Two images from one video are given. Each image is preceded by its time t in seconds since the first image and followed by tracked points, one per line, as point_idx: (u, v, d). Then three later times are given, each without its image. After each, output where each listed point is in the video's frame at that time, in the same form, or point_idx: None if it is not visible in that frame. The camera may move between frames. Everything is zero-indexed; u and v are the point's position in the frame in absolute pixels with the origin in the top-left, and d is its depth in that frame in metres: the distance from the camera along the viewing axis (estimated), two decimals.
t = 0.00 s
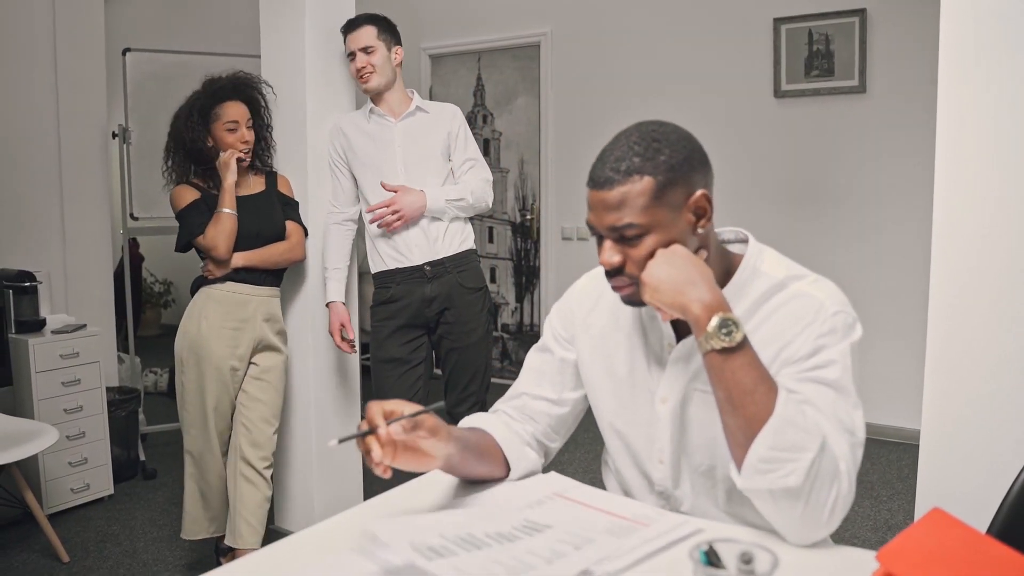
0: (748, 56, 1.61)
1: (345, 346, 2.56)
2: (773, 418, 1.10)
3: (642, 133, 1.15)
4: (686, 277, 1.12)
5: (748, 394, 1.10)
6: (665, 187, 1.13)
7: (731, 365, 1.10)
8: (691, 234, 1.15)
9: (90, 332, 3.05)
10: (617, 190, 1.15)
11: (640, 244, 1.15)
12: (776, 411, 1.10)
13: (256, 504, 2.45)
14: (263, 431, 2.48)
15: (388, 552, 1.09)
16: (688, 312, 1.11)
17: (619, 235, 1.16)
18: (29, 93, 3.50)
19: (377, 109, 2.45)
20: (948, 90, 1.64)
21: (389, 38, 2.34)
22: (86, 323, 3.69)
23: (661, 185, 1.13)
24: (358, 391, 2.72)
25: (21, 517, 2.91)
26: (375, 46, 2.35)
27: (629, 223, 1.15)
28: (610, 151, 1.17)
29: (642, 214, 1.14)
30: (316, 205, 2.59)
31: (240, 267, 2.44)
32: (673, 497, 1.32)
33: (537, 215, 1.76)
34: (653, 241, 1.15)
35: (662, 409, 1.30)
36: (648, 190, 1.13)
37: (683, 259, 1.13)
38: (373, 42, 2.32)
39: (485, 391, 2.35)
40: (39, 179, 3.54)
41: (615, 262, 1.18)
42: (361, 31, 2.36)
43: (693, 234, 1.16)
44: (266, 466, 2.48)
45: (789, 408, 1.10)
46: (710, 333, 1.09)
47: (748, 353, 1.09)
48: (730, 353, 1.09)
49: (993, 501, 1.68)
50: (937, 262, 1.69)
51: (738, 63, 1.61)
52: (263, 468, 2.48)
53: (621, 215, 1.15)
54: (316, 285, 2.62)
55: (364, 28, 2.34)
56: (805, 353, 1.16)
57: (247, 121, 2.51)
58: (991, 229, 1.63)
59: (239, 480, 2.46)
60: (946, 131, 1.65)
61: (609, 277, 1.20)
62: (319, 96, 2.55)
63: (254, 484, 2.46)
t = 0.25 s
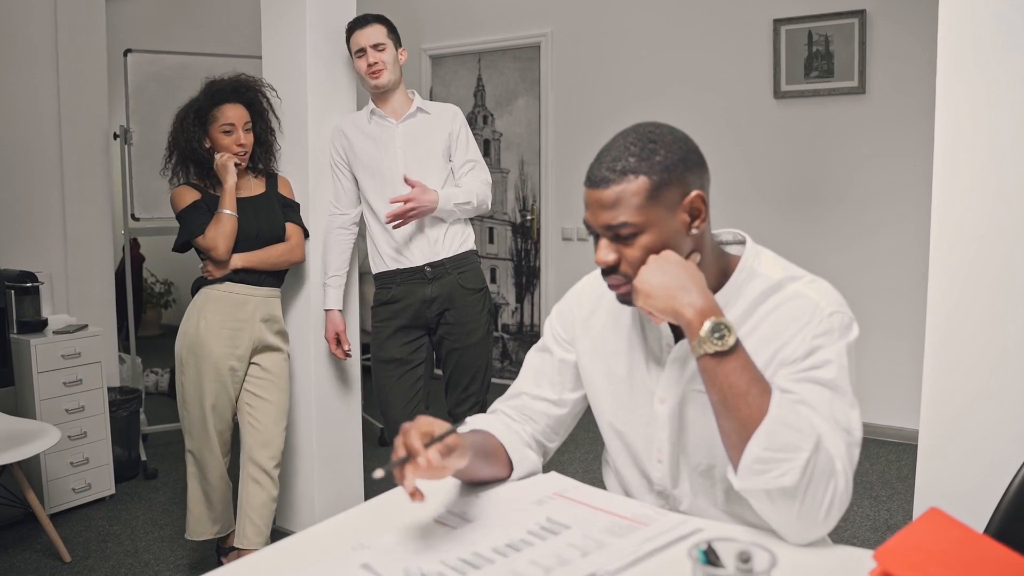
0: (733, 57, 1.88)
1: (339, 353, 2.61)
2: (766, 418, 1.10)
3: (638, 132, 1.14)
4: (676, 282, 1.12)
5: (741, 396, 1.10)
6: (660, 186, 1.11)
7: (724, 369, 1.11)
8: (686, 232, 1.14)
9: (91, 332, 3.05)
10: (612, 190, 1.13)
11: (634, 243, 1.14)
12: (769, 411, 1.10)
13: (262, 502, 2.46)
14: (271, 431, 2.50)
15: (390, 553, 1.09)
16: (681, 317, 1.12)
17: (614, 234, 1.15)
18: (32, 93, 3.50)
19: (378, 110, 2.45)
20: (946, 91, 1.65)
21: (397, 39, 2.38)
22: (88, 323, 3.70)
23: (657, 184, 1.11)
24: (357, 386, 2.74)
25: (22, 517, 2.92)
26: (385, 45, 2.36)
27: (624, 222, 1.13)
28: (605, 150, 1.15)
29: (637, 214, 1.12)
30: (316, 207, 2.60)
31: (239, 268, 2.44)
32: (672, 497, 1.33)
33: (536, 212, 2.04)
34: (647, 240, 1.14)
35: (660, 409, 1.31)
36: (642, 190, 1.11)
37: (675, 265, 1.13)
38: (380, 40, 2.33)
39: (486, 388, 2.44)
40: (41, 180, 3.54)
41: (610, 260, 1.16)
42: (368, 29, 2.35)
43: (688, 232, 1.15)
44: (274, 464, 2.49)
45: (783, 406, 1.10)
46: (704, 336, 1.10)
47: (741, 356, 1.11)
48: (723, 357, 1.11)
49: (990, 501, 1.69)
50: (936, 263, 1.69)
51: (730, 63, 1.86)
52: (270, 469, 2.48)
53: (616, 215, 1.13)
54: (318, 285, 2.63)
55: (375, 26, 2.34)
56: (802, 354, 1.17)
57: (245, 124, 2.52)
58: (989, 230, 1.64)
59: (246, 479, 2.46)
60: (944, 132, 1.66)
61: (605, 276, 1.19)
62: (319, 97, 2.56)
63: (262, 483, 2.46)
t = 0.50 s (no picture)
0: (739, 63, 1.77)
1: (337, 354, 2.61)
2: (761, 419, 1.10)
3: (634, 132, 1.16)
4: (670, 288, 1.14)
5: (736, 397, 1.11)
6: (655, 182, 1.13)
7: (719, 372, 1.11)
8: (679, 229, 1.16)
9: (93, 332, 3.06)
10: (609, 185, 1.14)
11: (630, 238, 1.15)
12: (764, 411, 1.11)
13: (265, 502, 2.46)
14: (272, 430, 2.50)
15: (389, 554, 1.09)
16: (675, 321, 1.13)
17: (610, 229, 1.16)
18: (33, 93, 3.51)
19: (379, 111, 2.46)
20: (946, 92, 1.66)
21: (400, 40, 2.42)
22: (90, 323, 3.71)
23: (651, 180, 1.13)
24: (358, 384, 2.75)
25: (24, 516, 2.93)
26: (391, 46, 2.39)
27: (620, 217, 1.15)
28: (601, 148, 1.17)
29: (632, 209, 1.14)
30: (317, 208, 2.61)
31: (239, 268, 2.44)
32: (671, 495, 1.34)
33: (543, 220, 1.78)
34: (643, 235, 1.15)
35: (659, 408, 1.32)
36: (638, 185, 1.13)
37: (666, 276, 1.14)
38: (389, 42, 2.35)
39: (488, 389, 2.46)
40: (43, 180, 3.55)
41: (606, 255, 1.18)
42: (374, 29, 2.37)
43: (681, 229, 1.16)
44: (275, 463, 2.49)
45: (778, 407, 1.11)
46: (699, 341, 1.11)
47: (735, 359, 1.11)
48: (718, 360, 1.11)
49: (989, 500, 1.69)
50: (934, 263, 1.70)
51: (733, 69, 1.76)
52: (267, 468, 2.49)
53: (612, 210, 1.15)
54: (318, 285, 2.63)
55: (382, 26, 2.37)
56: (800, 353, 1.18)
57: (247, 127, 2.51)
58: (988, 231, 1.65)
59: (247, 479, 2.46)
60: (943, 133, 1.67)
61: (601, 271, 1.20)
62: (320, 98, 2.57)
63: (264, 483, 2.46)
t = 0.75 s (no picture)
0: (747, 59, 1.62)
1: (342, 349, 2.57)
2: (761, 422, 1.15)
3: (633, 129, 1.17)
4: (663, 300, 1.17)
5: (736, 401, 1.15)
6: (652, 175, 1.14)
7: (717, 377, 1.15)
8: (676, 222, 1.15)
9: (95, 333, 3.07)
10: (607, 179, 1.16)
11: (627, 231, 1.16)
12: (763, 414, 1.15)
13: (266, 501, 2.47)
14: (272, 431, 2.51)
15: (392, 555, 1.10)
16: (672, 333, 1.17)
17: (608, 222, 1.17)
18: (35, 95, 3.52)
19: (380, 112, 2.47)
20: (944, 93, 1.66)
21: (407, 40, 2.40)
22: (92, 323, 3.72)
23: (648, 173, 1.14)
24: (359, 392, 2.75)
25: (27, 516, 2.94)
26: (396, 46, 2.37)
27: (618, 210, 1.16)
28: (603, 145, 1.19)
29: (629, 201, 1.15)
30: (317, 209, 2.63)
31: (238, 268, 2.45)
32: (670, 491, 1.35)
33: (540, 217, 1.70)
34: (640, 228, 1.16)
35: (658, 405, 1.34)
36: (634, 178, 1.14)
37: (658, 288, 1.17)
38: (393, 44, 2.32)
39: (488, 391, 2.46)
40: (46, 182, 3.56)
41: (604, 248, 1.18)
42: (380, 29, 2.35)
43: (679, 222, 1.16)
44: (274, 463, 2.50)
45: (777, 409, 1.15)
46: (696, 349, 1.14)
47: (732, 363, 1.15)
48: (714, 367, 1.15)
49: (989, 500, 1.70)
50: (932, 263, 1.71)
51: (737, 66, 1.62)
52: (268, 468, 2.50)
53: (610, 204, 1.16)
54: (320, 285, 2.65)
55: (387, 26, 2.34)
56: (798, 350, 1.20)
57: (249, 130, 2.53)
58: (986, 231, 1.66)
59: (250, 479, 2.48)
60: (942, 134, 1.67)
61: (600, 266, 1.20)
62: (322, 100, 2.58)
63: (265, 483, 2.48)
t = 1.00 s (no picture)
0: (748, 59, 1.49)
1: (346, 344, 2.57)
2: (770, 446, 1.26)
3: (631, 129, 1.29)
4: (664, 342, 1.30)
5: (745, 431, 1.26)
6: (649, 168, 1.26)
7: (724, 412, 1.26)
8: (672, 214, 1.26)
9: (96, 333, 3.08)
10: (608, 174, 1.28)
11: (626, 221, 1.28)
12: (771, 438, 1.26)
13: (266, 502, 2.49)
14: (273, 432, 2.52)
15: (393, 556, 1.10)
16: (678, 375, 1.28)
17: (608, 214, 1.28)
18: (37, 96, 3.53)
19: (382, 113, 2.47)
20: (943, 94, 1.66)
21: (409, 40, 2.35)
22: (93, 324, 3.73)
23: (645, 167, 1.26)
24: (360, 387, 2.74)
25: (29, 516, 2.95)
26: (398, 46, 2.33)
27: (617, 201, 1.27)
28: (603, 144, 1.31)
29: (627, 194, 1.27)
30: (319, 211, 2.64)
31: (241, 270, 2.47)
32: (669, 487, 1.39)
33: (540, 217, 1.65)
34: (637, 219, 1.27)
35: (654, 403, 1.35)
36: (633, 172, 1.26)
37: (659, 336, 1.30)
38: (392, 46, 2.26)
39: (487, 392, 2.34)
40: (47, 182, 3.58)
41: (605, 239, 1.30)
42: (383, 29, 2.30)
43: (675, 214, 1.26)
44: (273, 465, 2.52)
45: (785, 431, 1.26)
46: (699, 388, 1.26)
47: (736, 396, 1.25)
48: (721, 401, 1.25)
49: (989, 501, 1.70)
50: (932, 264, 1.70)
51: (737, 66, 1.50)
52: (270, 469, 2.51)
53: (609, 197, 1.28)
54: (322, 286, 2.66)
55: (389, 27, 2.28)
56: (799, 353, 1.25)
57: (251, 134, 2.54)
58: (985, 232, 1.66)
59: (252, 481, 2.49)
60: (941, 135, 1.67)
61: (601, 256, 1.32)
62: (323, 101, 2.60)
63: (265, 484, 2.50)
